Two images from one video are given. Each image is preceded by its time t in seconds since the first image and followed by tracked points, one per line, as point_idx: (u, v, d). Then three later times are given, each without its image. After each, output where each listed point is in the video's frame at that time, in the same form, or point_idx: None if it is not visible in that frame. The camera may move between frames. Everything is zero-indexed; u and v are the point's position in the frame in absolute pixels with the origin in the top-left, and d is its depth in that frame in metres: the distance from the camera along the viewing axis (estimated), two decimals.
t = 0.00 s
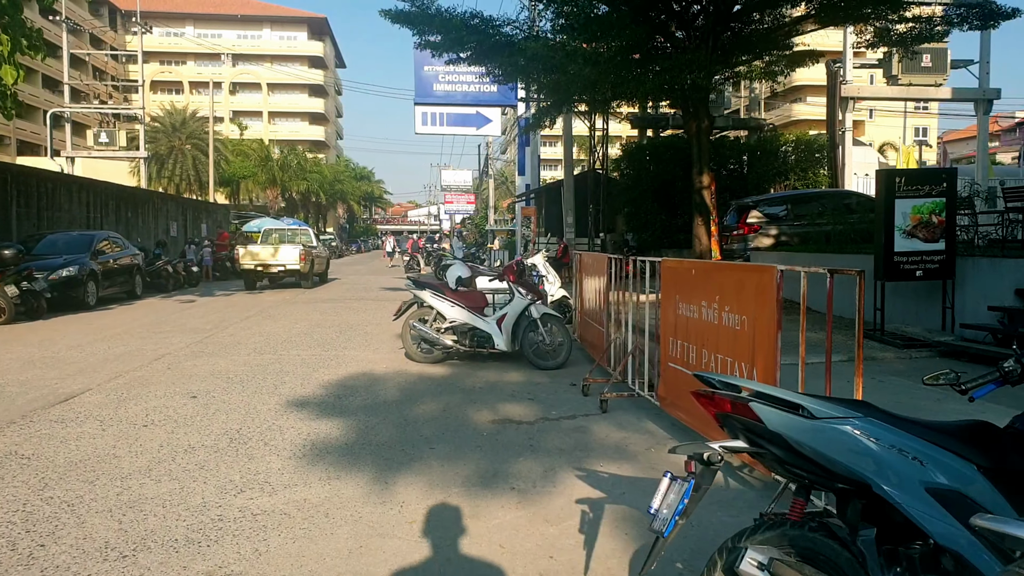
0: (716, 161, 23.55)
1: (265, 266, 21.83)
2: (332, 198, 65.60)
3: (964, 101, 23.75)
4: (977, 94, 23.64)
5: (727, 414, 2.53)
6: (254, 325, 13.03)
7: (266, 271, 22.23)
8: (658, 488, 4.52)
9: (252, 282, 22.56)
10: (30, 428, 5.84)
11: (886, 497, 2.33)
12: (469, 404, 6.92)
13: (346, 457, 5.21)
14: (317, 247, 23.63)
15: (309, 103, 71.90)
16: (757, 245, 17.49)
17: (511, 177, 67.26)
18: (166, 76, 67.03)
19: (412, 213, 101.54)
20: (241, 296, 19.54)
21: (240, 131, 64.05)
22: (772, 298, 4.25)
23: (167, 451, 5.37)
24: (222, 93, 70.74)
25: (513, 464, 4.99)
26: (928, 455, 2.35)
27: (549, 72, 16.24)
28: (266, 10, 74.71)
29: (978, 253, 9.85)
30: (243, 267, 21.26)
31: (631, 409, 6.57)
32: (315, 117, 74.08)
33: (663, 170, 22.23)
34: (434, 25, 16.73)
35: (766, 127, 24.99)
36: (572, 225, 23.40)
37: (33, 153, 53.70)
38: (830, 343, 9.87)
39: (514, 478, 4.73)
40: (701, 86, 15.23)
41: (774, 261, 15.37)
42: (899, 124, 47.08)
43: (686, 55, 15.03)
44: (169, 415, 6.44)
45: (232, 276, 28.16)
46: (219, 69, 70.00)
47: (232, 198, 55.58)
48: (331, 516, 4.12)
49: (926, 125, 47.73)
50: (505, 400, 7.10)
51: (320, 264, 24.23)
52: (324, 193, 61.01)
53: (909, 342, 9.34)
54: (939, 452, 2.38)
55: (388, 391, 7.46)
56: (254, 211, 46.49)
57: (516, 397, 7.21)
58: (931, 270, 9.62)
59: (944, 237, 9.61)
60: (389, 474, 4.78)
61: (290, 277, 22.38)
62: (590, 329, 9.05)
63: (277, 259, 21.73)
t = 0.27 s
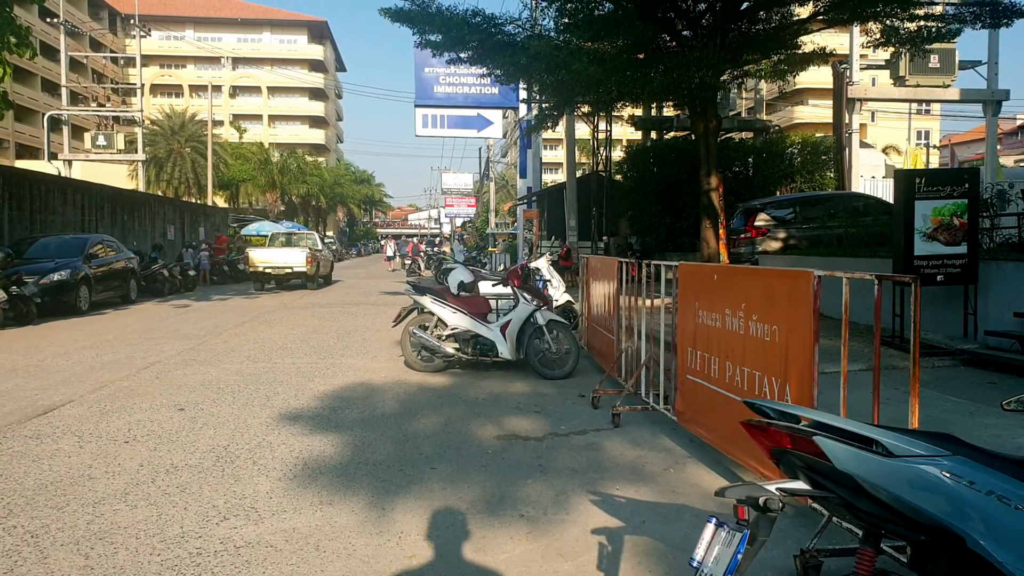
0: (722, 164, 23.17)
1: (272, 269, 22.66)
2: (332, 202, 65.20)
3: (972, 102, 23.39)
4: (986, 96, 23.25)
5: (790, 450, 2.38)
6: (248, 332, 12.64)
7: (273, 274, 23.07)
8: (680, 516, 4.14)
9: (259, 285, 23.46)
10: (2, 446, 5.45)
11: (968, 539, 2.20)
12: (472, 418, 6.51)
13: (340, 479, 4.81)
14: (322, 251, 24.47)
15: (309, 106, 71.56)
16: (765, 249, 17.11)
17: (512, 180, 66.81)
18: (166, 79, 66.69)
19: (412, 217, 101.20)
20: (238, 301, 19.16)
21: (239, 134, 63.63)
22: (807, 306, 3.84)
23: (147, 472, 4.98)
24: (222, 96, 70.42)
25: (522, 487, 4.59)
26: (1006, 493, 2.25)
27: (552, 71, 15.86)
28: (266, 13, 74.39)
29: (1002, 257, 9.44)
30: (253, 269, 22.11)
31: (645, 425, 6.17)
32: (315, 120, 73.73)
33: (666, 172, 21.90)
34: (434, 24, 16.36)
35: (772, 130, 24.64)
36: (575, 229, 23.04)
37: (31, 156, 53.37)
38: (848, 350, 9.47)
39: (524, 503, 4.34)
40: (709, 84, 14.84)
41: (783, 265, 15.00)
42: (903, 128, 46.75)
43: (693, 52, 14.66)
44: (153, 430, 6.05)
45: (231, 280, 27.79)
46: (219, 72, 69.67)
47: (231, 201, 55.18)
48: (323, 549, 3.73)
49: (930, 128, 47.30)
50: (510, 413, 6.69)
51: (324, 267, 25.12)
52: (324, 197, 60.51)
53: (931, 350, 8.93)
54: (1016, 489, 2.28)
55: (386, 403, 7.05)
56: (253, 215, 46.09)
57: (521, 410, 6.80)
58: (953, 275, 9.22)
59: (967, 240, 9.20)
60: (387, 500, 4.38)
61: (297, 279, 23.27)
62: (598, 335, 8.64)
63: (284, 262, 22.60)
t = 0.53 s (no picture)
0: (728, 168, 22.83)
1: (281, 274, 23.36)
2: (333, 206, 64.89)
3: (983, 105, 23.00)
4: (996, 99, 22.89)
5: (882, 507, 2.05)
6: (246, 340, 12.28)
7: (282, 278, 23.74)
8: (711, 549, 3.79)
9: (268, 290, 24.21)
10: None
11: None
12: (480, 436, 6.14)
13: (339, 507, 4.44)
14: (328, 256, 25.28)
15: (310, 110, 71.26)
16: (775, 254, 16.77)
17: (514, 185, 66.50)
18: (166, 84, 66.46)
19: (413, 222, 100.70)
20: (238, 308, 18.80)
21: (240, 137, 63.34)
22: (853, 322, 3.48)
23: (131, 498, 4.61)
24: (222, 101, 70.18)
25: (537, 516, 4.22)
26: None
27: (558, 73, 15.51)
28: (267, 17, 74.11)
29: None
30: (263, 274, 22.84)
31: (664, 446, 5.80)
32: (315, 124, 73.43)
33: (672, 177, 21.54)
34: (436, 25, 16.04)
35: (779, 133, 24.28)
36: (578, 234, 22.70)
37: (31, 160, 53.11)
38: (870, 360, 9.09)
39: (540, 535, 3.97)
40: (719, 86, 14.43)
41: (794, 272, 14.65)
42: (909, 133, 46.36)
43: (703, 54, 14.22)
44: (141, 449, 5.69)
45: (230, 286, 27.46)
46: (220, 76, 69.47)
47: (232, 206, 54.89)
48: None
49: (935, 132, 46.96)
50: (521, 431, 6.33)
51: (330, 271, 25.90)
52: (325, 201, 60.07)
53: (958, 362, 8.56)
54: None
55: (388, 419, 6.68)
56: (253, 219, 45.75)
57: (532, 426, 6.43)
58: (977, 282, 8.86)
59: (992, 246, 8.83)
60: (389, 532, 4.01)
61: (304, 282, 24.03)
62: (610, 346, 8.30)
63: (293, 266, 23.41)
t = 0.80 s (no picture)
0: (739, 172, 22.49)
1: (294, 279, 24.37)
2: (337, 212, 64.68)
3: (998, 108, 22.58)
4: (1012, 102, 22.47)
5: None
6: (249, 347, 11.93)
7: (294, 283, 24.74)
8: None
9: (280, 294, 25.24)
10: None
11: None
12: (495, 451, 5.79)
13: (347, 532, 4.07)
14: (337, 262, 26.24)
15: (314, 117, 71.13)
16: (789, 260, 16.42)
17: (519, 191, 66.20)
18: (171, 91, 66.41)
19: (417, 228, 100.38)
20: (241, 315, 18.51)
21: (244, 144, 63.20)
22: (919, 332, 3.22)
23: (122, 520, 4.25)
24: (227, 107, 70.01)
25: (564, 543, 3.86)
26: None
27: (568, 73, 15.08)
28: (271, 24, 74.06)
29: None
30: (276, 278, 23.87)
31: (691, 465, 5.44)
32: (320, 131, 73.28)
33: (682, 181, 21.17)
34: (442, 26, 15.70)
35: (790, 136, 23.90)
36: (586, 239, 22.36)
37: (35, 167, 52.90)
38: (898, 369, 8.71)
39: (568, 565, 3.60)
40: (735, 85, 13.92)
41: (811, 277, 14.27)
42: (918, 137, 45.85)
43: (719, 52, 13.70)
44: (135, 462, 5.33)
45: (234, 292, 27.20)
46: (224, 84, 69.42)
47: (236, 213, 54.72)
48: None
49: (944, 137, 46.50)
50: (539, 446, 5.97)
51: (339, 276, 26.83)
52: (329, 208, 59.85)
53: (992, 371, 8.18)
54: None
55: (397, 432, 6.33)
56: (257, 225, 45.45)
57: (549, 441, 6.08)
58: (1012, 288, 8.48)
59: None
60: (404, 561, 3.65)
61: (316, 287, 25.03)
62: (627, 355, 7.98)
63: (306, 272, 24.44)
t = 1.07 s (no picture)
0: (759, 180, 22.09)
1: (314, 286, 25.52)
2: (350, 221, 64.64)
3: None
4: None
5: None
6: (260, 359, 11.64)
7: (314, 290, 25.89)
8: None
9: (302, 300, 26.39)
10: None
11: None
12: (518, 476, 5.43)
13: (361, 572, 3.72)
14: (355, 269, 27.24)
15: (328, 125, 71.19)
16: (813, 268, 16.00)
17: (532, 198, 65.90)
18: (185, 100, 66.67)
19: (430, 236, 100.20)
20: (253, 325, 18.26)
21: (257, 152, 63.30)
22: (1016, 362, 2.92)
23: (118, 556, 3.91)
24: (241, 116, 70.21)
25: None
26: None
27: (586, 77, 14.75)
28: (284, 33, 74.27)
29: None
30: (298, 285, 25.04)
31: (730, 494, 5.06)
32: (333, 139, 73.33)
33: (700, 188, 20.79)
34: (456, 31, 15.41)
35: (810, 143, 23.48)
36: (603, 247, 22.00)
37: (51, 176, 53.15)
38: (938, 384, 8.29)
39: None
40: (759, 89, 13.52)
41: (837, 287, 13.87)
42: (938, 144, 45.21)
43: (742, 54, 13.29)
44: (137, 487, 5.01)
45: (247, 301, 27.03)
46: (238, 92, 69.63)
47: (250, 221, 54.75)
48: None
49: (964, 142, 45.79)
50: (564, 469, 5.61)
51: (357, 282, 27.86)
52: (343, 216, 59.78)
53: None
54: None
55: (413, 453, 5.99)
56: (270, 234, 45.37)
57: (574, 464, 5.71)
58: None
59: None
60: None
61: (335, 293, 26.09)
62: (654, 370, 7.63)
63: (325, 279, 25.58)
